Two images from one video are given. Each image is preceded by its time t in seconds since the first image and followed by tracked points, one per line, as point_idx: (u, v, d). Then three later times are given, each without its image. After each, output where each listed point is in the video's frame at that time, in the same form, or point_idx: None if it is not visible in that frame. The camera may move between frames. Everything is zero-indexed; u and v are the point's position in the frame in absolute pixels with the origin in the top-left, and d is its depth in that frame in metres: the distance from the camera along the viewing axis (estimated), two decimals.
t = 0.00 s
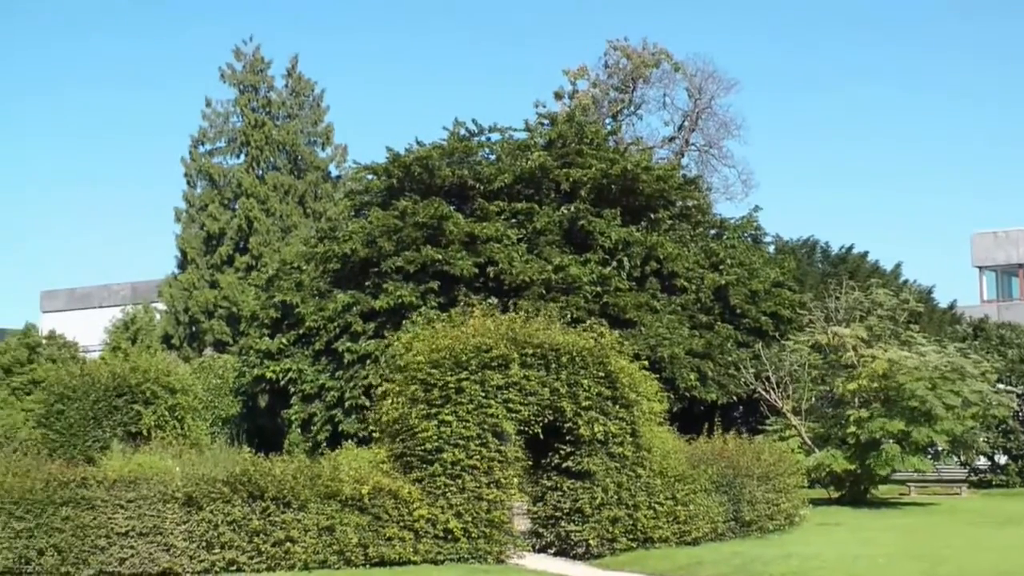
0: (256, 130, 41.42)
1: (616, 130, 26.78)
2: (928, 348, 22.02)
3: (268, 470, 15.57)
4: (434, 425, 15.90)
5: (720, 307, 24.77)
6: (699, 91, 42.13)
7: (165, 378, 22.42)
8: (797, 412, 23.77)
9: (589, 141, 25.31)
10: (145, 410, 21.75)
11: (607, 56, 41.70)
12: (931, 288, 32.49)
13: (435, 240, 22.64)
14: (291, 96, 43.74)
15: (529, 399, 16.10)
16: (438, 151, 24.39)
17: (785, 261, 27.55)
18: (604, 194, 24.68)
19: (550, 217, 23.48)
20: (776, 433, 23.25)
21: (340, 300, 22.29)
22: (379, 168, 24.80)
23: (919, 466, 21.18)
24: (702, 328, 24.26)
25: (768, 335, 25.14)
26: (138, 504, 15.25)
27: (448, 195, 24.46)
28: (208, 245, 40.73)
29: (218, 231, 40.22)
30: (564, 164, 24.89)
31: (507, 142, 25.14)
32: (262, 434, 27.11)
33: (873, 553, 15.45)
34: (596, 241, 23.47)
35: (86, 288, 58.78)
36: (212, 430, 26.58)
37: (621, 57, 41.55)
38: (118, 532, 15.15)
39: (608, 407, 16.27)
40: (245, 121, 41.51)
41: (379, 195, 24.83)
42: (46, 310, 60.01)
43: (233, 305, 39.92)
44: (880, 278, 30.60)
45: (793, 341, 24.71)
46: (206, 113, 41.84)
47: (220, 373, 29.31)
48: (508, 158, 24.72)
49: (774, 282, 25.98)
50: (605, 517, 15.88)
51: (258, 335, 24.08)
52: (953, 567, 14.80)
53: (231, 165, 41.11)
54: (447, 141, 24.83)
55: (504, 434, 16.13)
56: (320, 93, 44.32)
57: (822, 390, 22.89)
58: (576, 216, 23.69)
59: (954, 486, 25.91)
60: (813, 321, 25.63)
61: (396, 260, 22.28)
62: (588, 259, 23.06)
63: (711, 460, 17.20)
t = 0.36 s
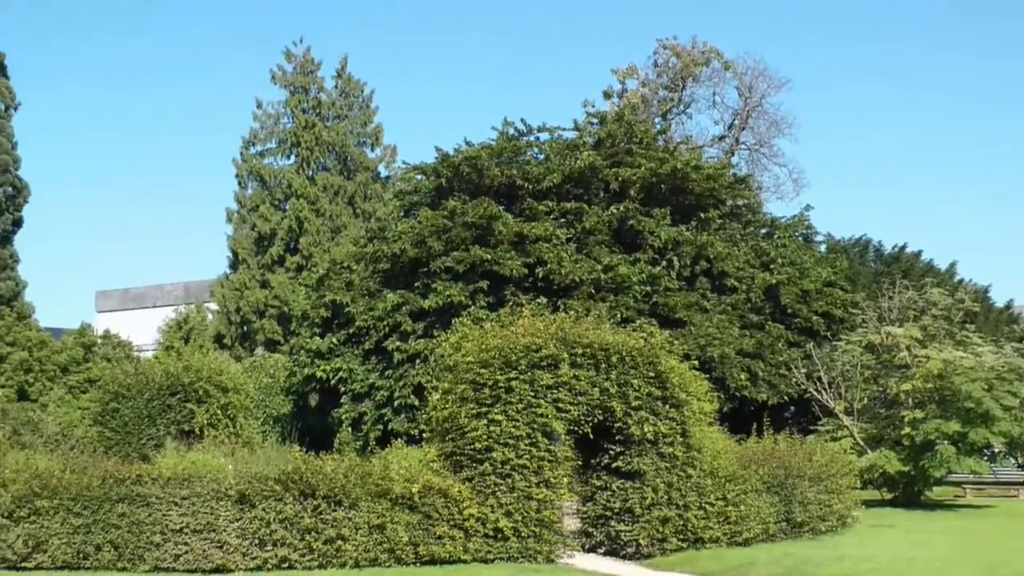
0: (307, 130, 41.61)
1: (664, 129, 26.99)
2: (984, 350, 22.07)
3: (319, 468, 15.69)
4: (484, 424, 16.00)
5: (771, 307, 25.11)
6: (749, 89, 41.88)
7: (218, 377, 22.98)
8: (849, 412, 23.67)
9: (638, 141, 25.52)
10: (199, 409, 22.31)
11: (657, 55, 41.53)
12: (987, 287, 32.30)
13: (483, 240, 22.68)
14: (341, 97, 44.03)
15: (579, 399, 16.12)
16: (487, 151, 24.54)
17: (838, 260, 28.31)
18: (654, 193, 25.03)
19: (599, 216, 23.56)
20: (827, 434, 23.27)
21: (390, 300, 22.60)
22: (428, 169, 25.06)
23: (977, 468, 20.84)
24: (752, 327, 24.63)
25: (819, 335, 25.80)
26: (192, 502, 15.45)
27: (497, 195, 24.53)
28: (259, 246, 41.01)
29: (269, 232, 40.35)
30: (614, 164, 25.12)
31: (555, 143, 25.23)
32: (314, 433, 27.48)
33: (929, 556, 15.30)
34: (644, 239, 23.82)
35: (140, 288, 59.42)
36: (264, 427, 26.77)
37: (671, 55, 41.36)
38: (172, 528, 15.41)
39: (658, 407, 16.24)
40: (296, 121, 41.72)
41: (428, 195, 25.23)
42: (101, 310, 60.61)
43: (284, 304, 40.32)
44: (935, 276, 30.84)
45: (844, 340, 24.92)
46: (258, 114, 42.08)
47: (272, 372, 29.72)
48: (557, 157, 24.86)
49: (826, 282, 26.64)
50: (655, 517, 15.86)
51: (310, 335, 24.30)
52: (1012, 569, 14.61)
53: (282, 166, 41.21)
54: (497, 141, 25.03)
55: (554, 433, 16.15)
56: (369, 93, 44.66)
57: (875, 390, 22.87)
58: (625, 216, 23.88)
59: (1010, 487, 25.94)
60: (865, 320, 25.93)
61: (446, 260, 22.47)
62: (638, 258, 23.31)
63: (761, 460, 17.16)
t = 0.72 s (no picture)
0: (359, 128, 42.14)
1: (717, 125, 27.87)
2: None
3: (372, 464, 15.72)
4: (536, 420, 16.02)
5: (825, 303, 25.80)
6: (803, 84, 43.46)
7: (271, 373, 24.64)
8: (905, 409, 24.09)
9: (690, 136, 26.46)
10: (253, 404, 24.20)
11: (710, 50, 42.57)
12: None
13: (535, 236, 23.17)
14: (392, 93, 44.13)
15: (632, 395, 16.23)
16: (539, 147, 25.22)
17: (892, 255, 28.69)
18: (707, 188, 25.87)
19: (651, 213, 24.06)
20: (883, 431, 23.71)
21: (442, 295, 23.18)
22: (480, 166, 26.00)
23: None
24: (806, 324, 25.27)
25: (875, 330, 26.29)
26: (246, 496, 15.54)
27: (549, 191, 24.99)
28: (312, 242, 41.63)
29: (322, 228, 41.03)
30: (666, 159, 25.89)
31: (608, 139, 26.14)
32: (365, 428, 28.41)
33: (990, 555, 15.14)
34: (698, 236, 24.48)
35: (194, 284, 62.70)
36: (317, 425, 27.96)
37: (723, 50, 42.24)
38: (227, 522, 15.51)
39: (712, 404, 16.21)
40: (348, 119, 42.29)
41: (480, 190, 26.05)
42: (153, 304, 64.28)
43: (336, 300, 40.91)
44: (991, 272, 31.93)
45: (900, 336, 25.31)
46: (311, 111, 42.74)
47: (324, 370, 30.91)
48: (610, 152, 25.75)
49: (880, 278, 26.98)
50: (709, 513, 15.94)
51: (363, 331, 25.42)
52: None
53: (334, 163, 41.88)
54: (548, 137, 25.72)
55: (607, 430, 16.19)
56: (421, 89, 44.66)
57: (932, 387, 22.83)
58: (678, 211, 24.40)
59: None
60: (920, 317, 26.67)
61: (497, 256, 22.89)
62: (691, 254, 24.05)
63: (815, 457, 17.20)
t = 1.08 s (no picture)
0: (412, 111, 42.52)
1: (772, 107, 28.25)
2: None
3: (426, 446, 15.85)
4: (590, 403, 16.38)
5: (881, 287, 26.38)
6: (860, 65, 43.17)
7: (325, 356, 25.65)
8: (963, 392, 24.27)
9: (745, 118, 26.98)
10: (307, 386, 24.99)
11: (764, 32, 42.38)
12: None
13: (589, 219, 24.87)
14: (445, 76, 44.27)
15: (686, 378, 16.66)
16: (592, 130, 26.56)
17: (949, 239, 29.31)
18: (761, 170, 26.21)
19: (705, 195, 25.23)
20: (941, 415, 23.92)
21: (497, 278, 25.01)
22: (534, 149, 27.16)
23: None
24: (862, 306, 25.88)
25: (932, 314, 26.85)
26: (302, 477, 15.63)
27: (602, 174, 26.37)
28: (365, 225, 42.11)
29: (376, 211, 41.43)
30: (721, 142, 26.47)
31: (663, 121, 27.11)
32: (420, 411, 29.11)
33: None
34: (751, 219, 25.39)
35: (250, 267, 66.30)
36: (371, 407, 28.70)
37: (778, 31, 42.07)
38: (282, 504, 15.60)
39: (767, 387, 16.73)
40: (401, 102, 42.68)
41: (534, 172, 27.21)
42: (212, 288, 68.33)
43: (389, 283, 41.32)
44: None
45: (957, 321, 25.49)
46: (364, 95, 43.33)
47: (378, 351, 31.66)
48: (665, 135, 26.62)
49: (936, 261, 27.69)
50: (763, 498, 16.48)
51: (416, 313, 27.41)
52: None
53: (388, 146, 42.39)
54: (602, 121, 26.95)
55: (661, 413, 16.51)
56: (474, 72, 44.65)
57: (989, 370, 23.14)
58: (731, 194, 25.42)
59: None
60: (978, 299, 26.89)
61: (551, 238, 24.67)
62: (746, 237, 24.93)
63: (872, 442, 17.91)
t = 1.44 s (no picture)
0: (464, 107, 42.68)
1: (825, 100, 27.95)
2: None
3: (479, 442, 16.07)
4: (644, 399, 16.68)
5: (937, 281, 26.08)
6: (914, 58, 42.56)
7: (379, 352, 25.98)
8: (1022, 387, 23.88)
9: (798, 112, 26.62)
10: (360, 382, 25.34)
11: (817, 26, 41.97)
12: None
13: (642, 214, 24.89)
14: (499, 72, 44.32)
15: (740, 374, 16.79)
16: (645, 125, 26.57)
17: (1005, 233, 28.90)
18: (815, 164, 25.97)
19: (759, 189, 25.07)
20: (1000, 410, 23.61)
21: (550, 273, 25.12)
22: (586, 144, 27.27)
23: None
24: (917, 301, 25.66)
25: (989, 309, 26.51)
26: (355, 473, 15.87)
27: (655, 169, 26.41)
28: (418, 221, 42.52)
29: (428, 207, 41.88)
30: (774, 137, 26.31)
31: (715, 116, 27.00)
32: (472, 407, 29.39)
33: None
34: (806, 213, 25.14)
35: (303, 264, 67.21)
36: (425, 403, 28.96)
37: (831, 25, 41.64)
38: (336, 500, 15.85)
39: (821, 382, 16.81)
40: (453, 98, 42.86)
41: (586, 168, 27.31)
42: (268, 285, 69.38)
43: (442, 279, 41.69)
44: None
45: (1015, 315, 25.11)
46: (417, 91, 43.67)
47: (431, 347, 31.97)
48: (717, 130, 26.53)
49: (993, 255, 27.33)
50: (819, 494, 16.56)
51: (469, 309, 27.65)
52: None
53: (440, 142, 42.73)
54: (655, 116, 26.95)
55: (715, 409, 16.67)
56: (526, 68, 44.61)
57: None
58: (786, 188, 25.19)
59: None
60: None
61: (603, 234, 24.79)
62: (799, 231, 24.76)
63: (930, 438, 17.95)
